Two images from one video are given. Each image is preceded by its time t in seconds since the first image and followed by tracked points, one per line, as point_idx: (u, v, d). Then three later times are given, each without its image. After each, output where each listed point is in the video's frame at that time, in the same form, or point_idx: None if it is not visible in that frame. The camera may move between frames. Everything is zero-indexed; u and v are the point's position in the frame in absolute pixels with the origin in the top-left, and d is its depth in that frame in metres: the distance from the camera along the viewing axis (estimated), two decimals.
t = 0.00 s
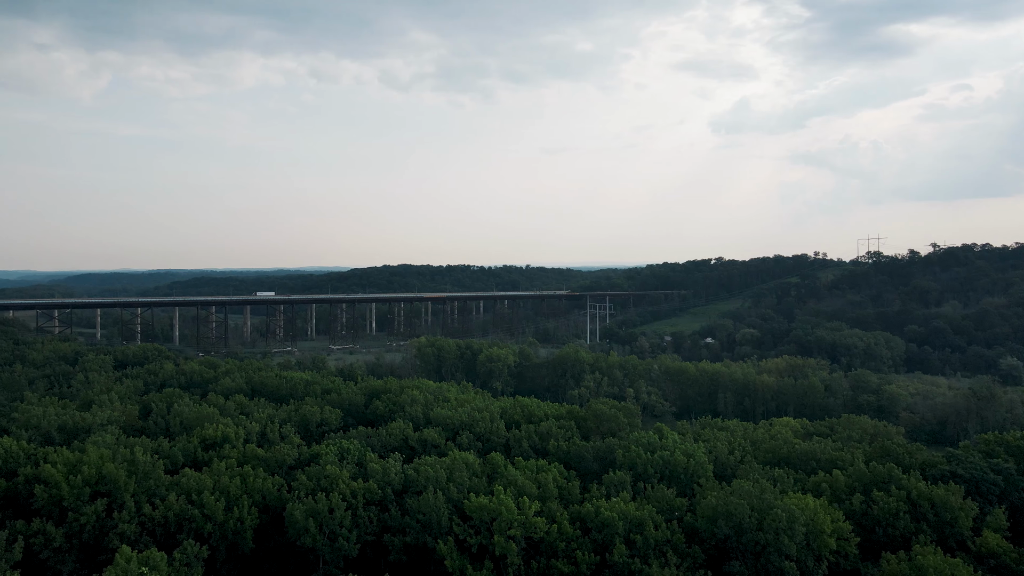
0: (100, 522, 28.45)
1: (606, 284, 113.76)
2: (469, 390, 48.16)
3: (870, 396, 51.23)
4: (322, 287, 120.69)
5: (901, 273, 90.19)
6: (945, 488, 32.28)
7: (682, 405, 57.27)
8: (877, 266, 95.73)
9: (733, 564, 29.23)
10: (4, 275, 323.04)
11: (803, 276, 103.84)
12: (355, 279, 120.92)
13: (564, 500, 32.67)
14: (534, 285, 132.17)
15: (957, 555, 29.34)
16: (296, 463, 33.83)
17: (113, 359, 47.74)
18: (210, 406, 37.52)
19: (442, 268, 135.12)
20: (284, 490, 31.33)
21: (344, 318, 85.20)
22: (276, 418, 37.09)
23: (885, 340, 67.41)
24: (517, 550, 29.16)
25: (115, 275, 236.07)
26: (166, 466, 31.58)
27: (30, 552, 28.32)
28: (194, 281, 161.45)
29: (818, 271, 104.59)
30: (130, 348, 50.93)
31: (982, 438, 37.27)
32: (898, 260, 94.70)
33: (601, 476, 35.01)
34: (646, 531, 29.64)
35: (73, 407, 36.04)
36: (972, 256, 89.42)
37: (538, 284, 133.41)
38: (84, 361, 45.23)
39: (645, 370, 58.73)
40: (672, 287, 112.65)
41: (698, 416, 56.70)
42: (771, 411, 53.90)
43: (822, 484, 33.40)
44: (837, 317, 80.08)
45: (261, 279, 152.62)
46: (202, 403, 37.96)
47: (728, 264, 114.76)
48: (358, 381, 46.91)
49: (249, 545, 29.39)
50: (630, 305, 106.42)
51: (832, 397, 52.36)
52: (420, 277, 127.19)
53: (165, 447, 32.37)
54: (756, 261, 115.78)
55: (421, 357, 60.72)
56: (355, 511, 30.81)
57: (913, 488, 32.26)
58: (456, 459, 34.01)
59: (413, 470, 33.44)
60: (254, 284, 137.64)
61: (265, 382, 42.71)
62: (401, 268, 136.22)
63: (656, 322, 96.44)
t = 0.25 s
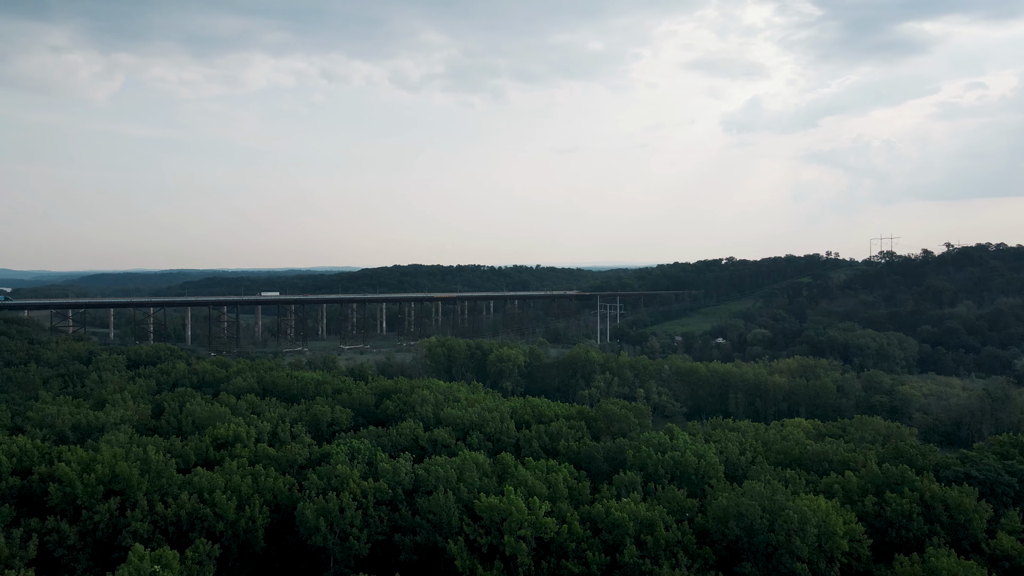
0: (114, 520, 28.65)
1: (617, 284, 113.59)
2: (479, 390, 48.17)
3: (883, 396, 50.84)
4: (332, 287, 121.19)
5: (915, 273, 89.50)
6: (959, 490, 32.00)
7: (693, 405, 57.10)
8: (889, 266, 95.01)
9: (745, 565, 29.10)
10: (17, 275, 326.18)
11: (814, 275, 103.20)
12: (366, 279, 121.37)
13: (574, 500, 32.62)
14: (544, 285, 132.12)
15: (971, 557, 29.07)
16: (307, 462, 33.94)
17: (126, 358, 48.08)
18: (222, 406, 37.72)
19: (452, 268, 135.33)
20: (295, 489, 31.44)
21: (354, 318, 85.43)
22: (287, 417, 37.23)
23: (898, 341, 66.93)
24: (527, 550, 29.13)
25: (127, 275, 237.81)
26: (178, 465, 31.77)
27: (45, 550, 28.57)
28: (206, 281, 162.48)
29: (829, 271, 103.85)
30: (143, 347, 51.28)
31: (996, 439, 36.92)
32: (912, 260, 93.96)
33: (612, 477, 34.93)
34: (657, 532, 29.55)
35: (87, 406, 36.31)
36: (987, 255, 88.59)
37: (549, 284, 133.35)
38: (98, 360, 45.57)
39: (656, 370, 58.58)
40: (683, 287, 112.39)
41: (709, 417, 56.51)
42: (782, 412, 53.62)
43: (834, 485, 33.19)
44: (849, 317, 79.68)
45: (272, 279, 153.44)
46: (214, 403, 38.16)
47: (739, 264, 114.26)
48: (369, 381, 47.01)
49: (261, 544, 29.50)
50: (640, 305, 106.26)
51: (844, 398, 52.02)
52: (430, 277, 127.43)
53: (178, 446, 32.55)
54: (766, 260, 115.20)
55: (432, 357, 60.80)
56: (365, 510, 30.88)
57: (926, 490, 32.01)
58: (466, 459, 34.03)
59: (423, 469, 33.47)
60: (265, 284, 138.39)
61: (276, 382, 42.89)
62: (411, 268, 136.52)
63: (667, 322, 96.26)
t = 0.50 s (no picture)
0: (128, 518, 28.87)
1: (628, 284, 113.14)
2: (490, 390, 48.16)
3: (897, 397, 50.40)
4: (344, 287, 121.74)
5: (930, 273, 88.66)
6: (975, 491, 31.67)
7: (705, 406, 56.90)
8: (903, 266, 94.17)
9: (758, 566, 28.95)
10: (32, 275, 329.53)
11: (827, 275, 102.43)
12: (378, 279, 121.83)
13: (585, 500, 32.56)
14: (556, 285, 132.02)
15: (986, 560, 28.76)
16: (319, 461, 34.05)
17: (140, 358, 48.45)
18: (234, 405, 37.93)
19: (463, 268, 135.53)
20: (307, 488, 31.55)
21: (366, 317, 85.66)
22: (299, 417, 37.38)
23: (912, 341, 66.36)
24: (539, 550, 29.09)
25: (140, 275, 239.81)
26: (191, 464, 31.97)
27: (60, 548, 28.82)
28: (232, 280, 164.96)
29: (842, 271, 103.02)
30: (157, 347, 51.65)
31: (1013, 441, 36.50)
32: (926, 260, 93.08)
33: (623, 477, 34.82)
34: (668, 532, 29.45)
35: (101, 405, 36.61)
36: (1003, 255, 87.61)
37: (560, 284, 133.22)
38: (112, 359, 45.93)
39: (667, 370, 58.41)
40: (695, 287, 112.07)
41: (721, 417, 56.25)
42: (795, 412, 53.30)
43: (847, 487, 32.94)
44: (863, 317, 79.22)
45: (284, 279, 154.33)
46: (226, 402, 38.38)
47: (751, 264, 113.67)
48: (380, 381, 47.11)
49: (273, 543, 29.63)
50: (652, 305, 106.06)
51: (858, 399, 51.61)
52: (442, 277, 127.66)
53: (191, 445, 32.75)
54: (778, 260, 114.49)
55: (443, 357, 60.88)
56: (377, 509, 30.94)
57: (941, 491, 31.70)
58: (477, 459, 34.04)
59: (434, 469, 33.50)
60: (277, 284, 139.22)
61: (288, 381, 43.07)
62: (423, 267, 136.88)
63: (679, 322, 96.02)
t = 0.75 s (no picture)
0: (144, 516, 29.10)
1: (641, 284, 112.74)
2: (502, 390, 48.15)
3: (913, 398, 49.85)
4: (357, 287, 122.33)
5: (947, 272, 87.68)
6: (993, 493, 31.29)
7: (719, 406, 56.66)
8: (920, 266, 93.18)
9: (773, 568, 28.77)
10: (48, 275, 333.25)
11: (842, 275, 101.54)
12: (391, 279, 122.31)
13: (598, 501, 32.47)
14: (568, 285, 131.85)
15: (1005, 563, 28.38)
16: (333, 461, 34.16)
17: (156, 357, 48.85)
18: (249, 405, 38.16)
19: (475, 268, 135.75)
20: (321, 487, 31.67)
21: (379, 317, 85.90)
22: (313, 416, 37.54)
23: (929, 341, 65.68)
24: (552, 550, 29.03)
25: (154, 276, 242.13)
26: (207, 463, 32.18)
27: (78, 546, 29.08)
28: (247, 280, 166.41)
29: (857, 271, 102.08)
30: (173, 347, 52.07)
31: None
32: (943, 259, 92.05)
33: (636, 478, 34.69)
34: (682, 533, 29.32)
35: (118, 404, 36.92)
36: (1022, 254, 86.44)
37: (573, 284, 132.98)
38: (129, 359, 46.32)
39: (681, 370, 58.24)
40: (709, 287, 111.67)
41: (735, 418, 55.95)
42: (810, 413, 52.93)
43: (863, 488, 32.64)
44: (879, 317, 78.67)
45: (297, 280, 155.44)
46: (241, 401, 38.61)
47: (764, 263, 112.98)
48: (393, 381, 47.23)
49: (288, 542, 29.76)
50: (665, 305, 105.80)
51: (874, 399, 51.09)
52: (454, 277, 127.87)
53: (206, 444, 32.95)
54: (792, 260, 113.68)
55: (456, 357, 60.96)
56: (390, 509, 31.01)
57: (959, 493, 31.34)
58: (490, 459, 34.03)
59: (447, 469, 33.52)
60: (291, 284, 140.15)
61: (302, 381, 43.28)
62: (436, 268, 137.20)
63: (693, 322, 95.72)
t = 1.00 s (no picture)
0: (160, 515, 29.33)
1: (654, 284, 112.39)
2: (516, 390, 48.16)
3: (930, 399, 49.27)
4: (370, 287, 122.90)
5: (965, 272, 86.65)
6: (1012, 496, 30.89)
7: (733, 407, 56.41)
8: (937, 266, 92.15)
9: (787, 570, 28.59)
10: (64, 276, 337.08)
11: (857, 275, 100.64)
12: (404, 279, 122.78)
13: (612, 501, 32.38)
14: (581, 285, 131.67)
15: None
16: (346, 460, 34.30)
17: (172, 357, 49.27)
18: (264, 404, 38.37)
19: (488, 268, 135.93)
20: (335, 487, 31.79)
21: (392, 317, 86.20)
22: (327, 416, 37.69)
23: (946, 342, 64.95)
24: (565, 551, 28.98)
25: (168, 276, 244.53)
26: (222, 462, 32.39)
27: (95, 544, 29.35)
28: (261, 280, 167.74)
29: (873, 271, 101.16)
30: (188, 346, 52.51)
31: None
32: (961, 259, 90.96)
33: (650, 479, 34.58)
34: (696, 534, 29.19)
35: (135, 403, 37.25)
36: None
37: (586, 284, 132.77)
38: (145, 358, 46.75)
39: (694, 371, 58.08)
40: (723, 286, 111.30)
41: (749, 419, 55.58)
42: (825, 414, 52.59)
43: (879, 490, 32.34)
44: (896, 317, 78.17)
45: (312, 279, 156.42)
46: (256, 401, 38.85)
47: (778, 263, 112.29)
48: (406, 380, 47.36)
49: (301, 541, 29.90)
50: (679, 305, 105.61)
51: (890, 401, 50.56)
52: (467, 276, 128.14)
53: (221, 443, 33.17)
54: (807, 259, 112.86)
55: (469, 357, 61.04)
56: (403, 509, 31.09)
57: (977, 496, 30.97)
58: (503, 459, 34.04)
59: (460, 469, 33.55)
60: (305, 284, 141.07)
61: (315, 381, 43.49)
62: (448, 268, 137.60)
63: (706, 322, 95.47)
